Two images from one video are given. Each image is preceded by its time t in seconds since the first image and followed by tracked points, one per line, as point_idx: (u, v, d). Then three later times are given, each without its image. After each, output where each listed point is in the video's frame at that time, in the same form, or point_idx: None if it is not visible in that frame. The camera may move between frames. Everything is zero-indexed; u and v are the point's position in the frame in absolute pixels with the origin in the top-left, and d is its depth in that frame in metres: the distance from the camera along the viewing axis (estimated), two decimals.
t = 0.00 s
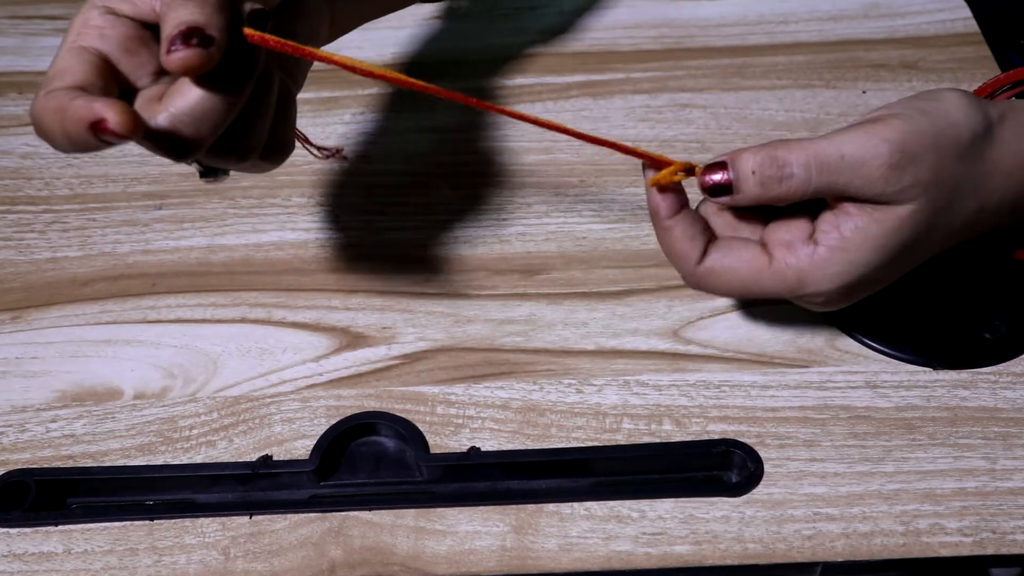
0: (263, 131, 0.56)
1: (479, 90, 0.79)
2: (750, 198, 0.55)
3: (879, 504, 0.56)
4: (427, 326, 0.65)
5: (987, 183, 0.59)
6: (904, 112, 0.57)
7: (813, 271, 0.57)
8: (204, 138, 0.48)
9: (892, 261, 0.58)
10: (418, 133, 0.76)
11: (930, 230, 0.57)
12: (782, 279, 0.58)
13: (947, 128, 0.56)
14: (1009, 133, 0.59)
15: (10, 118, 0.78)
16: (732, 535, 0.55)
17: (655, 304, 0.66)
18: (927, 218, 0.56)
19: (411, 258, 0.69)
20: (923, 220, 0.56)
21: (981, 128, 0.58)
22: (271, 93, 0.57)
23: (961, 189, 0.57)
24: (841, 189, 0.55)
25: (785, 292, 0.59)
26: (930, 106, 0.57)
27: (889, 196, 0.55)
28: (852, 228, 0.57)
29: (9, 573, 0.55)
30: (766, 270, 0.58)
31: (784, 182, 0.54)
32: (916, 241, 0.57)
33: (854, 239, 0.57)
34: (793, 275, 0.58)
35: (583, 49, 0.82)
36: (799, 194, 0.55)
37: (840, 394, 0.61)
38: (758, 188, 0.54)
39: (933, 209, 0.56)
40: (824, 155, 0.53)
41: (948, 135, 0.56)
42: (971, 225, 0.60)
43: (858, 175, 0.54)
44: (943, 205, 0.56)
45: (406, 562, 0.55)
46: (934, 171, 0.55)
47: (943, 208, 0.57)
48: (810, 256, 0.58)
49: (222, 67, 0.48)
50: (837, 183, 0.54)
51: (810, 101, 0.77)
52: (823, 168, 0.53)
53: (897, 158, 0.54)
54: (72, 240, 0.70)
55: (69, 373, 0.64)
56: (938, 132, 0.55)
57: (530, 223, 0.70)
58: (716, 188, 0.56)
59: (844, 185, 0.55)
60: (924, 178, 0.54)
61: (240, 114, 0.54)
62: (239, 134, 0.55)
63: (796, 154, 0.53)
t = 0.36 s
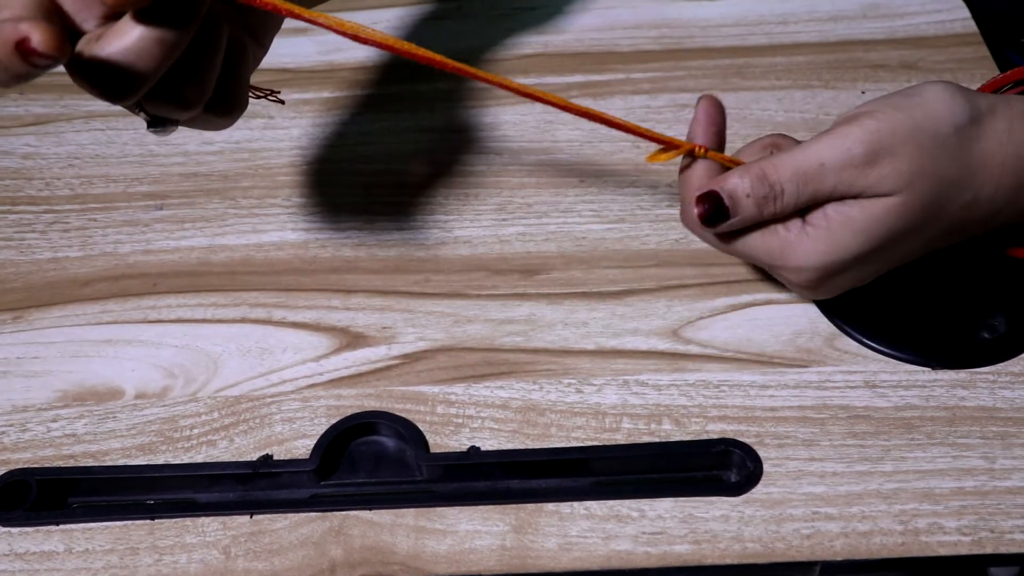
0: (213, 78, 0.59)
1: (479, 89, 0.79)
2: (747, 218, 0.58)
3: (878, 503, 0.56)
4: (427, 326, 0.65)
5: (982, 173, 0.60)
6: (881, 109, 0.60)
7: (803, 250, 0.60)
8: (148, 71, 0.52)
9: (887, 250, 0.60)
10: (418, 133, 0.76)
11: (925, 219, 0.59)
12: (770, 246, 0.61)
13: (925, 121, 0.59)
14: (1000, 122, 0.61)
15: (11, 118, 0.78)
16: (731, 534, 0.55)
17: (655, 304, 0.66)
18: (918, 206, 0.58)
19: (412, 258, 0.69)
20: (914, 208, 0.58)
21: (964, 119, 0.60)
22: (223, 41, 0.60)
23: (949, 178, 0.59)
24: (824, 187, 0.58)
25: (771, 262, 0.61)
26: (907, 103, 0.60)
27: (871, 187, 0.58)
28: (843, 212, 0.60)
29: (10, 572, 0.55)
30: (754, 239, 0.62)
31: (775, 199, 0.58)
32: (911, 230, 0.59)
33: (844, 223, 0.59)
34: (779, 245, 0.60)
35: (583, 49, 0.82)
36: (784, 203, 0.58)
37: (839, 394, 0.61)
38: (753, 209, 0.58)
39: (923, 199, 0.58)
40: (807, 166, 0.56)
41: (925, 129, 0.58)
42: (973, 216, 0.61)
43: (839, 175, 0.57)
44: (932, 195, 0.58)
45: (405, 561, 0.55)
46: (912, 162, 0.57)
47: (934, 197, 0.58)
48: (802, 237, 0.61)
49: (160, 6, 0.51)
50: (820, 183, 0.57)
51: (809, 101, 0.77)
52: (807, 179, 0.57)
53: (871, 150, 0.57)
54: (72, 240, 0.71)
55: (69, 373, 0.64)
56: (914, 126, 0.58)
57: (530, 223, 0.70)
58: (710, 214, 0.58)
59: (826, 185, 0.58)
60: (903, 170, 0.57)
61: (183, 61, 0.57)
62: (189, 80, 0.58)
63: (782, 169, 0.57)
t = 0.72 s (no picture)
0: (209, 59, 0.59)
1: (479, 88, 0.79)
2: (745, 193, 0.59)
3: (880, 505, 0.56)
4: (427, 326, 0.65)
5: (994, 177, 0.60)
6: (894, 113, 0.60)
7: (824, 260, 0.59)
8: (152, 40, 0.51)
9: (905, 258, 0.59)
10: (418, 132, 0.76)
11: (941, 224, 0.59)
12: (795, 259, 0.59)
13: (938, 126, 0.59)
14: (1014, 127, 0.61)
15: (9, 117, 0.78)
16: (733, 536, 0.55)
17: (656, 304, 0.66)
18: (933, 212, 0.58)
19: (412, 258, 0.68)
20: (928, 213, 0.58)
21: (981, 124, 0.60)
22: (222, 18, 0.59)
23: (962, 183, 0.59)
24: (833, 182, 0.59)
25: (794, 276, 0.59)
26: (920, 107, 0.60)
27: (882, 189, 0.59)
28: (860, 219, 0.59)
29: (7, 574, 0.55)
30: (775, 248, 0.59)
31: (778, 177, 0.58)
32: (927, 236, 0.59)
33: (864, 232, 0.59)
34: (802, 256, 0.59)
35: (583, 48, 0.82)
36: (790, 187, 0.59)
37: (841, 394, 0.61)
38: (753, 183, 0.58)
39: (937, 204, 0.58)
40: (814, 152, 0.57)
41: (940, 134, 0.59)
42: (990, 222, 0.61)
43: (847, 170, 0.58)
44: (946, 199, 0.58)
45: (405, 563, 0.55)
46: (924, 165, 0.58)
47: (948, 203, 0.58)
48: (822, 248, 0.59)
49: None
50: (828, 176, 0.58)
51: (811, 100, 0.77)
52: (812, 166, 0.58)
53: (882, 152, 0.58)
54: (70, 240, 0.70)
55: (67, 374, 0.63)
56: (927, 130, 0.59)
57: (530, 222, 0.70)
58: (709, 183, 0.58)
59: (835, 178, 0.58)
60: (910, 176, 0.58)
61: (184, 34, 0.57)
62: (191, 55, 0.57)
63: (786, 152, 0.58)
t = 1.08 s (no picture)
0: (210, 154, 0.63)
1: (479, 90, 0.79)
2: (763, 221, 0.55)
3: (877, 503, 0.57)
4: (427, 326, 0.66)
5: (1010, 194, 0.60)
6: (908, 132, 0.59)
7: (852, 290, 0.57)
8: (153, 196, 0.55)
9: (932, 280, 0.58)
10: (418, 134, 0.77)
11: (965, 242, 0.58)
12: (823, 293, 0.57)
13: (953, 143, 0.59)
14: None
15: (13, 118, 0.79)
16: (730, 534, 0.55)
17: (655, 304, 0.66)
18: (957, 230, 0.57)
19: (412, 258, 0.69)
20: (952, 232, 0.57)
21: (994, 142, 0.60)
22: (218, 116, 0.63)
23: (981, 200, 0.58)
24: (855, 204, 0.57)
25: (824, 309, 0.57)
26: (934, 127, 0.60)
27: (903, 209, 0.57)
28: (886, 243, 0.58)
29: (11, 571, 0.55)
30: (805, 282, 0.57)
31: (796, 200, 0.55)
32: (952, 257, 0.58)
33: (890, 255, 0.57)
34: (832, 288, 0.57)
35: (583, 50, 0.82)
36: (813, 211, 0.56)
37: (838, 393, 0.62)
38: (771, 209, 0.54)
39: (960, 222, 0.57)
40: (831, 173, 0.55)
41: (955, 153, 0.58)
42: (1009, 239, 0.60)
43: (864, 189, 0.56)
44: (968, 216, 0.57)
45: (406, 560, 0.55)
46: (943, 184, 0.57)
47: (970, 219, 0.57)
48: (850, 276, 0.57)
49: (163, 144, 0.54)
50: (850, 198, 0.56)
51: (809, 102, 0.77)
52: (829, 187, 0.55)
53: (900, 171, 0.56)
54: (74, 240, 0.71)
55: (70, 373, 0.64)
56: (942, 149, 0.58)
57: (530, 223, 0.71)
58: (724, 211, 0.54)
59: (857, 200, 0.56)
60: (930, 193, 0.57)
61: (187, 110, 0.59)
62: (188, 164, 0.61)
63: (801, 173, 0.55)
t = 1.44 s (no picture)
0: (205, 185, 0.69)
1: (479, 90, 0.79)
2: (773, 245, 0.54)
3: (878, 503, 0.56)
4: (428, 326, 0.66)
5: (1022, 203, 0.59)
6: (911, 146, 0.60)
7: (869, 306, 0.56)
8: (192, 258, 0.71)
9: (952, 291, 0.57)
10: (419, 134, 0.76)
11: (980, 250, 0.57)
12: (840, 313, 0.56)
13: (957, 154, 0.59)
14: None
15: (12, 118, 0.78)
16: (731, 534, 0.55)
17: (655, 304, 0.66)
18: (968, 238, 0.57)
19: (411, 258, 0.69)
20: (963, 240, 0.57)
21: (1001, 152, 0.60)
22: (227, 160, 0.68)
23: (991, 208, 0.58)
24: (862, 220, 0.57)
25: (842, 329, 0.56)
26: (938, 141, 0.61)
27: (911, 220, 0.58)
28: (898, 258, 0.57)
29: (10, 571, 0.55)
30: (821, 304, 0.56)
31: (803, 221, 0.55)
32: (969, 265, 0.57)
33: (904, 269, 0.57)
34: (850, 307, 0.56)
35: (583, 49, 0.82)
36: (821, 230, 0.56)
37: (839, 393, 0.61)
38: (779, 231, 0.54)
39: (970, 230, 0.57)
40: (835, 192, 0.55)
41: (961, 163, 0.59)
42: None
43: (869, 205, 0.56)
44: (977, 223, 0.57)
45: (406, 561, 0.55)
46: (948, 193, 0.57)
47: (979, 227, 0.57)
48: (865, 295, 0.57)
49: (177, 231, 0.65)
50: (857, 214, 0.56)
51: (809, 102, 0.77)
52: (834, 206, 0.56)
53: (903, 184, 0.57)
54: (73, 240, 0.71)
55: (69, 373, 0.64)
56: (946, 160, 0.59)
57: (530, 223, 0.71)
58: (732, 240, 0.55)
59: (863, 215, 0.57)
60: (937, 203, 0.57)
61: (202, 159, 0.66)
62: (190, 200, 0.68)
63: (806, 195, 0.55)
